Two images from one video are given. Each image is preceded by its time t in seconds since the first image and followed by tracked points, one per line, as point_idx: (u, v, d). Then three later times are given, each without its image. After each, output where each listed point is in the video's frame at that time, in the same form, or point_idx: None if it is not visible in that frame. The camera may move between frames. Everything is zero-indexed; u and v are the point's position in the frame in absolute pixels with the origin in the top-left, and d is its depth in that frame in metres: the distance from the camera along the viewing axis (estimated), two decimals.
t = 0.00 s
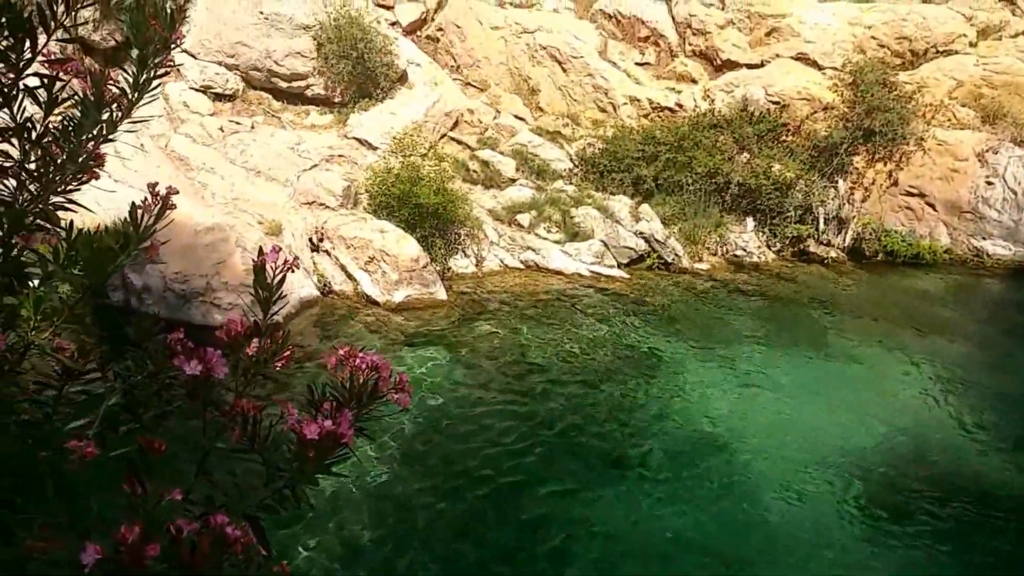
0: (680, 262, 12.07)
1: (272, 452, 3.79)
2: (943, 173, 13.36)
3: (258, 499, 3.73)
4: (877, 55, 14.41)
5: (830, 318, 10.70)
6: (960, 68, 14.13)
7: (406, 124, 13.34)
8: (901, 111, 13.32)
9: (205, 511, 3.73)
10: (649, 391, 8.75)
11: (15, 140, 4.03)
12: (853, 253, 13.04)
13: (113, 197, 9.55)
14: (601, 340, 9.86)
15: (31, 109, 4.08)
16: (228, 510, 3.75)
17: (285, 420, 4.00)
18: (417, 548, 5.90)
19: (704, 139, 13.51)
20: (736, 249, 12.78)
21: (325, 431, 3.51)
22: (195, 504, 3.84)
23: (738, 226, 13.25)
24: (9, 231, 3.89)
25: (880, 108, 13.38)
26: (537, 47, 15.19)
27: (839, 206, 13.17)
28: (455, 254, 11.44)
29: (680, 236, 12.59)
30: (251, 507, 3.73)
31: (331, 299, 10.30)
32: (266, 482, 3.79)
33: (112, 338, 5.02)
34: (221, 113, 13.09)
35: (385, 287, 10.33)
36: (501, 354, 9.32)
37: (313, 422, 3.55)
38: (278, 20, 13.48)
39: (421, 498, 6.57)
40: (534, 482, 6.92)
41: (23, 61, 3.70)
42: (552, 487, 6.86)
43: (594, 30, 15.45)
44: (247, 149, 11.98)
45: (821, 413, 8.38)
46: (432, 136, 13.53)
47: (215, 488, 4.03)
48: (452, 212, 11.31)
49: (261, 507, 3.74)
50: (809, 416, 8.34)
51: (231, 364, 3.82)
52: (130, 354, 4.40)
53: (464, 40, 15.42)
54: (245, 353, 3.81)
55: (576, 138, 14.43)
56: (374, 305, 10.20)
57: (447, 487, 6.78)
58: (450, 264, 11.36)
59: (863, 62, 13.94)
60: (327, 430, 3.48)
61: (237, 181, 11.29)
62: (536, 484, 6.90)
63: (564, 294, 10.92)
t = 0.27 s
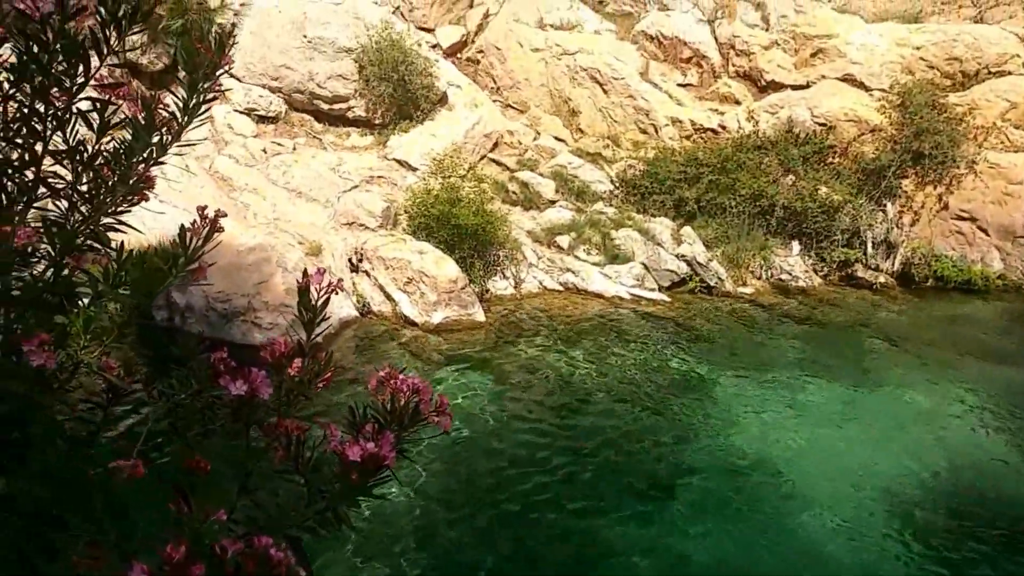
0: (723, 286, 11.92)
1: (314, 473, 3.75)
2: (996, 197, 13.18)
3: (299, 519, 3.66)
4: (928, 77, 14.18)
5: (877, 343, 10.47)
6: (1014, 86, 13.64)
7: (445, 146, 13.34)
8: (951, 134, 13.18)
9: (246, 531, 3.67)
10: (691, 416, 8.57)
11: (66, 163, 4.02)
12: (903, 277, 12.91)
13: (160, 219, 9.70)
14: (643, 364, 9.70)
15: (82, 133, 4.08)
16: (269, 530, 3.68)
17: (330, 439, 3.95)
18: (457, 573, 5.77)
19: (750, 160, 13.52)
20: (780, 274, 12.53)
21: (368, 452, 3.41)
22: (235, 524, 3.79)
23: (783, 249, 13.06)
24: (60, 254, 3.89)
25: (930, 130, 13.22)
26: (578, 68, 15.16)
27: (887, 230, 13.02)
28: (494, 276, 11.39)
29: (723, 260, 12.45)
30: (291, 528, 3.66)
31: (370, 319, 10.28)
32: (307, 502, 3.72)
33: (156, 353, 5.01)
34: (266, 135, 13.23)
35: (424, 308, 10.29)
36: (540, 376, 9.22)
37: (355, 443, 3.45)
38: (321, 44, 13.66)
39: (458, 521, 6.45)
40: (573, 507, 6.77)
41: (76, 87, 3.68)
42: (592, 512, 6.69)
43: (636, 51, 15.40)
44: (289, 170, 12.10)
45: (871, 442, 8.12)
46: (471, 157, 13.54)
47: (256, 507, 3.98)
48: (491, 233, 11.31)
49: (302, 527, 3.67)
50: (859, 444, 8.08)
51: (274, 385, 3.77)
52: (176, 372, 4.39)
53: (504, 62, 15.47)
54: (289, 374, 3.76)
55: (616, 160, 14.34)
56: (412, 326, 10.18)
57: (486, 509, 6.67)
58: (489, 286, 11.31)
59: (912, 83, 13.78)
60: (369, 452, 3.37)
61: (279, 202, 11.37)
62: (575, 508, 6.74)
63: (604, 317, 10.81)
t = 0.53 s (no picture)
0: (767, 313, 11.69)
1: (356, 499, 3.68)
2: None
3: (339, 546, 3.56)
4: (978, 101, 13.70)
5: (926, 373, 10.18)
6: None
7: (485, 170, 13.34)
8: (1003, 159, 12.88)
9: (287, 558, 3.59)
10: (734, 445, 8.37)
11: (117, 186, 3.97)
12: (952, 305, 12.80)
13: (207, 243, 9.96)
14: (684, 392, 9.50)
15: (134, 154, 4.00)
16: (308, 558, 3.58)
17: (372, 466, 3.87)
18: None
19: (795, 186, 13.31)
20: (827, 301, 12.43)
21: (410, 479, 3.35)
22: (276, 551, 3.72)
23: (829, 276, 12.95)
24: (110, 279, 3.77)
25: (980, 155, 12.94)
26: (619, 93, 15.12)
27: (936, 257, 12.86)
28: (534, 301, 11.33)
29: (767, 286, 12.32)
30: (331, 554, 3.56)
31: (409, 343, 10.27)
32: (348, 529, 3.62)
33: (198, 382, 5.10)
34: (308, 160, 13.37)
35: (463, 332, 10.24)
36: (580, 403, 9.07)
37: (398, 469, 3.40)
38: (363, 69, 13.81)
39: (496, 548, 6.31)
40: (613, 536, 6.58)
41: (128, 113, 3.55)
42: (633, 542, 6.50)
43: (678, 76, 15.34)
44: (331, 194, 12.19)
45: (925, 475, 7.83)
46: (512, 182, 13.51)
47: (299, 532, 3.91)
48: (529, 258, 11.24)
49: (341, 554, 3.58)
50: (913, 477, 7.80)
51: (316, 410, 3.73)
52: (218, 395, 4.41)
53: (545, 86, 15.53)
54: (330, 400, 3.72)
55: (657, 184, 14.21)
56: (451, 349, 10.13)
57: (526, 536, 6.53)
58: (529, 310, 11.25)
59: (962, 107, 13.45)
60: (412, 479, 3.32)
61: (322, 225, 11.46)
62: (615, 539, 6.55)
63: (645, 344, 10.65)
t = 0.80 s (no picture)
0: (812, 341, 11.49)
1: (398, 529, 3.62)
2: None
3: None
4: None
5: (977, 405, 9.89)
6: None
7: (525, 195, 13.34)
8: None
9: None
10: (778, 477, 8.16)
11: (165, 215, 4.21)
12: (1003, 334, 12.55)
13: (249, 268, 10.14)
14: (726, 422, 9.31)
15: (183, 184, 4.25)
16: None
17: (414, 497, 3.74)
18: None
19: (840, 212, 13.09)
20: (875, 329, 12.26)
21: (452, 511, 3.36)
22: None
23: (875, 304, 12.76)
24: (155, 304, 3.93)
25: None
26: (660, 118, 15.04)
27: (985, 286, 12.61)
28: (574, 326, 11.22)
29: (813, 314, 12.16)
30: None
31: (447, 368, 10.23)
32: (390, 560, 3.53)
33: (238, 404, 5.11)
34: (348, 184, 13.60)
35: (501, 357, 10.17)
36: (621, 431, 8.93)
37: (439, 501, 3.40)
38: (404, 95, 13.94)
39: None
40: (655, 567, 6.43)
41: (175, 141, 3.94)
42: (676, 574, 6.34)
43: (720, 101, 15.26)
44: (371, 219, 12.25)
45: (980, 513, 7.57)
46: (551, 207, 13.47)
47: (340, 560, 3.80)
48: (569, 284, 11.15)
49: None
50: (966, 516, 7.54)
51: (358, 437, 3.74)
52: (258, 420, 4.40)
53: (586, 111, 15.66)
54: (370, 426, 3.75)
55: (699, 210, 14.06)
56: (489, 375, 10.07)
57: (567, 565, 6.40)
58: (568, 336, 11.15)
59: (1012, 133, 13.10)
60: (453, 510, 3.34)
61: (362, 249, 11.51)
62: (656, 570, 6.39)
63: (687, 371, 10.49)
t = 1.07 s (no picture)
0: (859, 369, 11.27)
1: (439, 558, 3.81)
2: None
3: None
4: None
5: None
6: None
7: (564, 219, 13.30)
8: None
9: None
10: (822, 508, 7.97)
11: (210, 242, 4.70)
12: None
13: (290, 293, 10.18)
14: (770, 450, 9.12)
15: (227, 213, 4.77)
16: None
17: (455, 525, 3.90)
18: None
19: (885, 238, 12.96)
20: (922, 356, 12.01)
21: (493, 539, 3.46)
22: None
23: (923, 331, 12.51)
24: (200, 329, 4.41)
25: None
26: (701, 143, 14.93)
27: None
28: (614, 352, 11.11)
29: (859, 341, 11.94)
30: None
31: (486, 393, 10.16)
32: None
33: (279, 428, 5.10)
34: (387, 209, 13.67)
35: (540, 383, 10.08)
36: (663, 459, 8.78)
37: (481, 528, 3.50)
38: (444, 120, 14.03)
39: None
40: None
41: (221, 169, 4.44)
42: None
43: (763, 126, 15.09)
44: (411, 242, 12.31)
45: None
46: (591, 231, 13.42)
47: None
48: (608, 309, 11.06)
49: None
50: (1017, 554, 7.27)
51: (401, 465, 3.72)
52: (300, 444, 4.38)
53: (626, 136, 15.64)
54: (412, 452, 4.03)
55: (741, 235, 13.97)
56: (528, 401, 9.99)
57: None
58: (608, 361, 11.03)
59: None
60: (496, 538, 3.43)
61: (401, 273, 11.54)
62: None
63: (731, 398, 10.32)
